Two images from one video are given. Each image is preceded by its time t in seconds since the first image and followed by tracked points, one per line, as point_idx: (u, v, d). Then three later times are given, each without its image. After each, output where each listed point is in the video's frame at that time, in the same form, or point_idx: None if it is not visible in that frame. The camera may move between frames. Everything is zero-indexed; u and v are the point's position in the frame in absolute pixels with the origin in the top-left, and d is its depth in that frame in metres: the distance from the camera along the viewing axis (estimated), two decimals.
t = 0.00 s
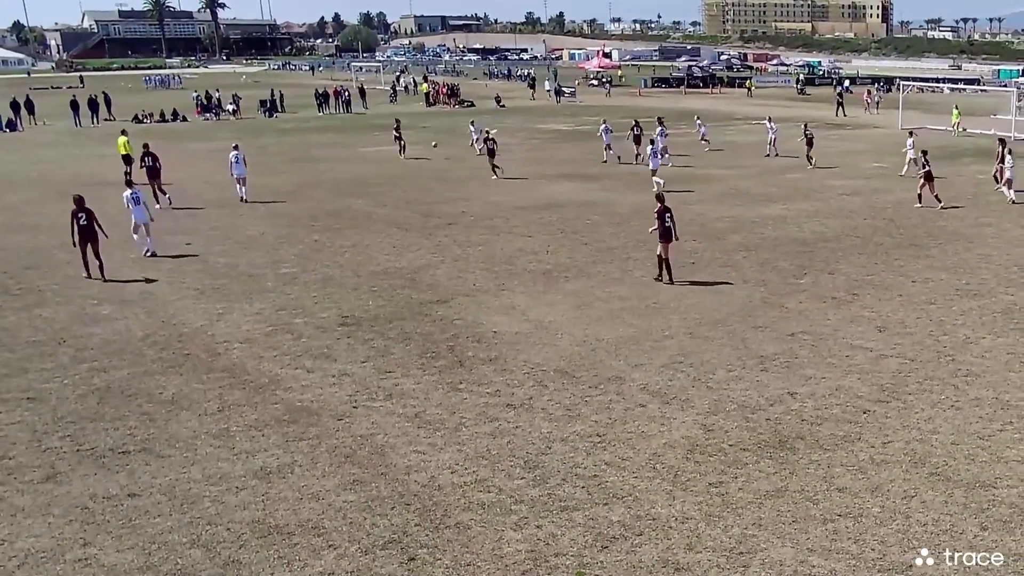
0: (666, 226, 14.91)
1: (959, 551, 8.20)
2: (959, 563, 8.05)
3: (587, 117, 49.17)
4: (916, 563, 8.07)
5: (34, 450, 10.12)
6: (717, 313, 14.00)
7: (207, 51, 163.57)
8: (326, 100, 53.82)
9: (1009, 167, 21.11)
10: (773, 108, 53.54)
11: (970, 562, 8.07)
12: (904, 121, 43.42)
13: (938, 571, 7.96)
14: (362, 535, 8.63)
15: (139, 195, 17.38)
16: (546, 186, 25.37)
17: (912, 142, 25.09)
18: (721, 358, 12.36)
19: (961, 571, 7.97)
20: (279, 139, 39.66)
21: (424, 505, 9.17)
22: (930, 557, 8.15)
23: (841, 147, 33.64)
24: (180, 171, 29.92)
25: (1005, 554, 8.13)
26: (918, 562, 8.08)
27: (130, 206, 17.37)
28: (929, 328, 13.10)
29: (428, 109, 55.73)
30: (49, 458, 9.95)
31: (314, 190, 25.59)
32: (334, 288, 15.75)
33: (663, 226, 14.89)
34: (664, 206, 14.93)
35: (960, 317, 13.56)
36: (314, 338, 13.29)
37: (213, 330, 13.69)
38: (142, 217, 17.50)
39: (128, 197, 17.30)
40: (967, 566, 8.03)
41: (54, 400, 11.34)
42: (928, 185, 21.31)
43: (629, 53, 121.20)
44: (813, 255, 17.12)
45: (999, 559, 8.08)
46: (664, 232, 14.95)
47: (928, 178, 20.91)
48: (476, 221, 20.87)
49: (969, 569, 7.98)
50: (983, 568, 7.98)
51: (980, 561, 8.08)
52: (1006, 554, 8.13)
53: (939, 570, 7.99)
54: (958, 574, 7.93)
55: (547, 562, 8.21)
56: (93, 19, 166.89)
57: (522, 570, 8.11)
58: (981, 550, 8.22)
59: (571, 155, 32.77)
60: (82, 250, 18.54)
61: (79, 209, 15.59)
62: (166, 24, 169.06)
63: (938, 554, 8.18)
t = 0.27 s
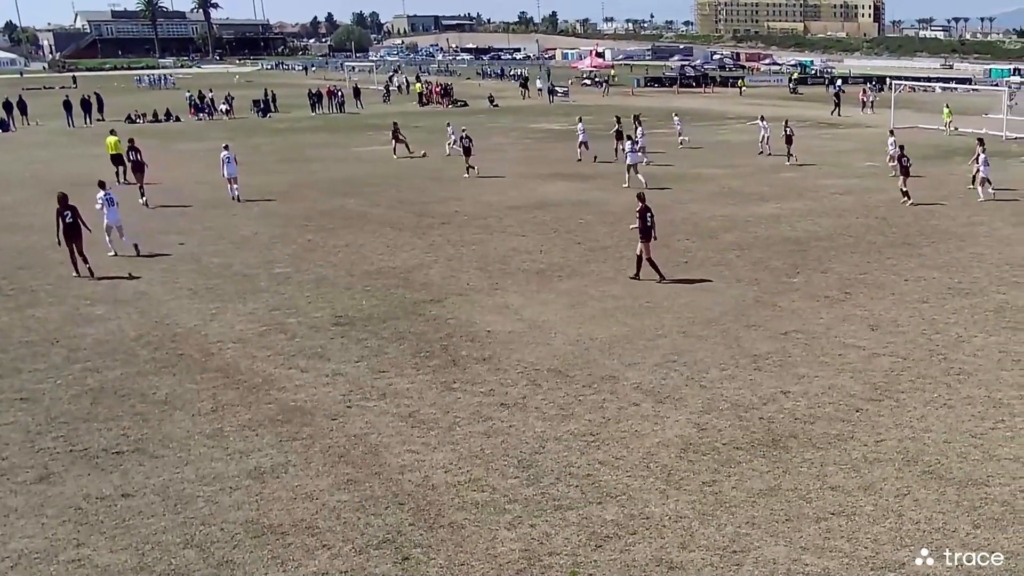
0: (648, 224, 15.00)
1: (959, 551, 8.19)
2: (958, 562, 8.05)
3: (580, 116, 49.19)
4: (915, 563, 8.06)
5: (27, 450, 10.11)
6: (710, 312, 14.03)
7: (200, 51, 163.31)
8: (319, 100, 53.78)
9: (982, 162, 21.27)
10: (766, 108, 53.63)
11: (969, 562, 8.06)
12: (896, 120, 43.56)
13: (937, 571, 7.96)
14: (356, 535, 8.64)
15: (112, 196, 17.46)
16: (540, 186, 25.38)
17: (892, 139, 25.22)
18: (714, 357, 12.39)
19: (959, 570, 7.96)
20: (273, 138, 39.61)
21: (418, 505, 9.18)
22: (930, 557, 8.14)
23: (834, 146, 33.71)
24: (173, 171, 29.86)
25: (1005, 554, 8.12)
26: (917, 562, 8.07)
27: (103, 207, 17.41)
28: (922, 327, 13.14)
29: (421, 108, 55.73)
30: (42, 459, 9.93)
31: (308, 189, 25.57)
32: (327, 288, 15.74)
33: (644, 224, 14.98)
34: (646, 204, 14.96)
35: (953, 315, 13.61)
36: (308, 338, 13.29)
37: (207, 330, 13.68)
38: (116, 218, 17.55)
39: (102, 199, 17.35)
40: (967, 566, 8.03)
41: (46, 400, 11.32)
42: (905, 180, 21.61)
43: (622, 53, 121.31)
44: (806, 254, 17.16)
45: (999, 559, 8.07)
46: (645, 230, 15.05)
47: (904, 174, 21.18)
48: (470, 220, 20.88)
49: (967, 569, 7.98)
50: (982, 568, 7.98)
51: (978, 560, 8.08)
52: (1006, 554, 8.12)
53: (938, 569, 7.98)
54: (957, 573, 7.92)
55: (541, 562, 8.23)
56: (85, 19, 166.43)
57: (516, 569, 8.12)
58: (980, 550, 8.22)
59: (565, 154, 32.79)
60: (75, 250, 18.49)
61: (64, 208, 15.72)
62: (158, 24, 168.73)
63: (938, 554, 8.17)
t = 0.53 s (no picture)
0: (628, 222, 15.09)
1: (959, 551, 8.19)
2: (958, 562, 8.04)
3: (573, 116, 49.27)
4: (916, 563, 8.04)
5: (20, 451, 10.10)
6: (702, 311, 14.08)
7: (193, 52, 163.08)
8: (312, 101, 53.78)
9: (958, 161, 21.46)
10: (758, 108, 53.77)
11: (970, 562, 8.05)
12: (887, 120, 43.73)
13: (937, 570, 7.95)
14: (350, 535, 8.65)
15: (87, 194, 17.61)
16: (534, 186, 25.42)
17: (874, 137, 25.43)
18: (706, 355, 12.43)
19: (960, 571, 7.95)
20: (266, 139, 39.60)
21: (412, 504, 9.20)
22: (931, 557, 8.13)
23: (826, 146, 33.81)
24: (166, 172, 29.84)
25: (1006, 554, 8.11)
26: (919, 562, 8.05)
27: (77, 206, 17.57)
28: (913, 325, 13.19)
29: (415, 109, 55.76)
30: (35, 459, 9.93)
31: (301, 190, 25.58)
32: (321, 288, 15.76)
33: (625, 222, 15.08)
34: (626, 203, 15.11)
35: (944, 314, 13.66)
36: (301, 338, 13.30)
37: (200, 331, 13.68)
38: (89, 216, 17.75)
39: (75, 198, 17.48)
40: (967, 566, 8.01)
41: (39, 401, 11.32)
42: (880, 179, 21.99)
43: (614, 53, 121.51)
44: (798, 253, 17.22)
45: (999, 558, 8.06)
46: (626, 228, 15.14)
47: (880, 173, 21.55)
48: (463, 220, 20.90)
49: (968, 569, 7.97)
50: (982, 568, 7.96)
51: (979, 560, 8.06)
52: (1007, 554, 8.11)
53: (938, 569, 7.98)
54: (957, 573, 7.92)
55: (535, 560, 8.25)
56: (78, 20, 166.12)
57: (510, 568, 8.14)
58: (981, 550, 8.20)
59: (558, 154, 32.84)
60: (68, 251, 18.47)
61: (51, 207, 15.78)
62: (150, 24, 168.37)
63: (938, 554, 8.16)
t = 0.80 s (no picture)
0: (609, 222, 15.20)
1: (959, 551, 8.18)
2: (958, 563, 8.03)
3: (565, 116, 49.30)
4: (916, 563, 8.04)
5: (12, 450, 10.09)
6: (694, 310, 14.11)
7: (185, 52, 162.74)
8: (304, 100, 53.71)
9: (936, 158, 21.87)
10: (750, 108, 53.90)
11: (970, 562, 8.05)
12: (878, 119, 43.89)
13: (937, 570, 7.94)
14: (343, 534, 8.65)
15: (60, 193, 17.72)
16: (526, 186, 25.44)
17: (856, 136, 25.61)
18: (698, 354, 12.46)
19: (960, 571, 7.94)
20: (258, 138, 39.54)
21: (405, 503, 9.21)
22: (930, 557, 8.13)
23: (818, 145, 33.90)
24: (158, 171, 29.78)
25: (1006, 554, 8.11)
26: (918, 562, 8.05)
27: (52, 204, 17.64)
28: (905, 324, 13.24)
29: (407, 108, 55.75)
30: (28, 459, 9.92)
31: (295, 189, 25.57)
32: (313, 287, 15.75)
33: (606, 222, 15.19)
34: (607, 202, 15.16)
35: (935, 312, 13.72)
36: (294, 338, 13.29)
37: (192, 330, 13.67)
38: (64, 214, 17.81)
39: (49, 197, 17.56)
40: (967, 566, 8.01)
41: (31, 400, 11.30)
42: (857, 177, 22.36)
43: (606, 53, 121.63)
44: (790, 252, 17.26)
45: (999, 559, 8.06)
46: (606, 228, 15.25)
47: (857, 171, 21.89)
48: (456, 219, 20.91)
49: (968, 569, 7.97)
50: (982, 568, 7.96)
51: (979, 560, 8.06)
52: (1006, 554, 8.11)
53: (938, 569, 7.97)
54: (956, 573, 7.92)
55: (528, 559, 8.27)
56: (70, 20, 165.69)
57: (503, 567, 8.15)
58: (981, 550, 8.20)
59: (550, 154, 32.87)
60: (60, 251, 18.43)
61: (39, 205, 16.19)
62: (143, 24, 168.06)
63: (938, 554, 8.16)
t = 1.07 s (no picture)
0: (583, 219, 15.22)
1: (959, 551, 8.18)
2: (959, 563, 8.03)
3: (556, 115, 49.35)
4: (917, 563, 8.03)
5: (3, 450, 10.08)
6: (685, 309, 14.15)
7: (176, 53, 162.37)
8: (294, 99, 53.68)
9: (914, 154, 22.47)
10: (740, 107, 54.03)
11: (970, 562, 8.04)
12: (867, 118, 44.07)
13: (938, 570, 7.94)
14: (335, 533, 8.67)
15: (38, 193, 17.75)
16: (518, 185, 25.46)
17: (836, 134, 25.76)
18: (689, 353, 12.49)
19: (961, 571, 7.93)
20: (250, 138, 39.48)
21: (397, 501, 9.22)
22: (931, 557, 8.12)
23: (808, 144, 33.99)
24: (148, 171, 29.72)
25: (1006, 554, 8.11)
26: (918, 562, 8.05)
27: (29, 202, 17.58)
28: (894, 322, 13.30)
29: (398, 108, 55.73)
30: (19, 459, 9.91)
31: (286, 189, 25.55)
32: (304, 286, 15.75)
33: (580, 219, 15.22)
34: (581, 199, 15.18)
35: (924, 310, 13.78)
36: (286, 336, 13.30)
37: (184, 329, 13.67)
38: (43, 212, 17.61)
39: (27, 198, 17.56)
40: (968, 566, 8.01)
41: (22, 400, 11.28)
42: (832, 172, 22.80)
43: (597, 53, 121.74)
44: (780, 251, 17.32)
45: (999, 558, 8.06)
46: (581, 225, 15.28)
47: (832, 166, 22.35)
48: (447, 218, 20.92)
49: (969, 569, 7.96)
50: (984, 568, 7.95)
51: (980, 560, 8.05)
52: (1006, 554, 8.11)
53: (939, 569, 7.96)
54: (957, 573, 7.91)
55: (520, 557, 8.29)
56: (60, 19, 165.23)
57: (495, 565, 8.17)
58: (982, 550, 8.19)
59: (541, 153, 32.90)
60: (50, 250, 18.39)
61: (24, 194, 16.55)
62: (133, 24, 167.72)
63: (939, 554, 8.15)
